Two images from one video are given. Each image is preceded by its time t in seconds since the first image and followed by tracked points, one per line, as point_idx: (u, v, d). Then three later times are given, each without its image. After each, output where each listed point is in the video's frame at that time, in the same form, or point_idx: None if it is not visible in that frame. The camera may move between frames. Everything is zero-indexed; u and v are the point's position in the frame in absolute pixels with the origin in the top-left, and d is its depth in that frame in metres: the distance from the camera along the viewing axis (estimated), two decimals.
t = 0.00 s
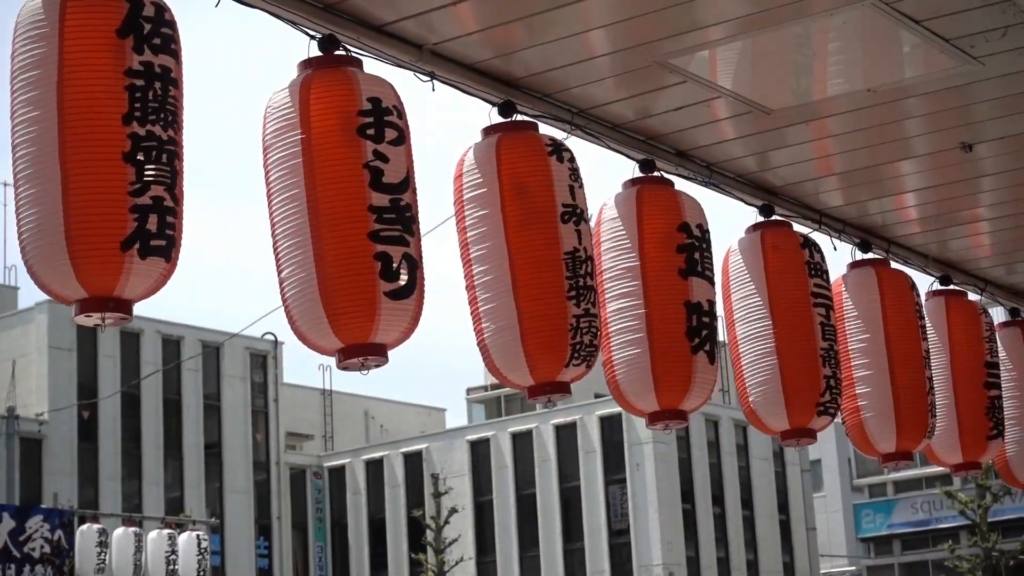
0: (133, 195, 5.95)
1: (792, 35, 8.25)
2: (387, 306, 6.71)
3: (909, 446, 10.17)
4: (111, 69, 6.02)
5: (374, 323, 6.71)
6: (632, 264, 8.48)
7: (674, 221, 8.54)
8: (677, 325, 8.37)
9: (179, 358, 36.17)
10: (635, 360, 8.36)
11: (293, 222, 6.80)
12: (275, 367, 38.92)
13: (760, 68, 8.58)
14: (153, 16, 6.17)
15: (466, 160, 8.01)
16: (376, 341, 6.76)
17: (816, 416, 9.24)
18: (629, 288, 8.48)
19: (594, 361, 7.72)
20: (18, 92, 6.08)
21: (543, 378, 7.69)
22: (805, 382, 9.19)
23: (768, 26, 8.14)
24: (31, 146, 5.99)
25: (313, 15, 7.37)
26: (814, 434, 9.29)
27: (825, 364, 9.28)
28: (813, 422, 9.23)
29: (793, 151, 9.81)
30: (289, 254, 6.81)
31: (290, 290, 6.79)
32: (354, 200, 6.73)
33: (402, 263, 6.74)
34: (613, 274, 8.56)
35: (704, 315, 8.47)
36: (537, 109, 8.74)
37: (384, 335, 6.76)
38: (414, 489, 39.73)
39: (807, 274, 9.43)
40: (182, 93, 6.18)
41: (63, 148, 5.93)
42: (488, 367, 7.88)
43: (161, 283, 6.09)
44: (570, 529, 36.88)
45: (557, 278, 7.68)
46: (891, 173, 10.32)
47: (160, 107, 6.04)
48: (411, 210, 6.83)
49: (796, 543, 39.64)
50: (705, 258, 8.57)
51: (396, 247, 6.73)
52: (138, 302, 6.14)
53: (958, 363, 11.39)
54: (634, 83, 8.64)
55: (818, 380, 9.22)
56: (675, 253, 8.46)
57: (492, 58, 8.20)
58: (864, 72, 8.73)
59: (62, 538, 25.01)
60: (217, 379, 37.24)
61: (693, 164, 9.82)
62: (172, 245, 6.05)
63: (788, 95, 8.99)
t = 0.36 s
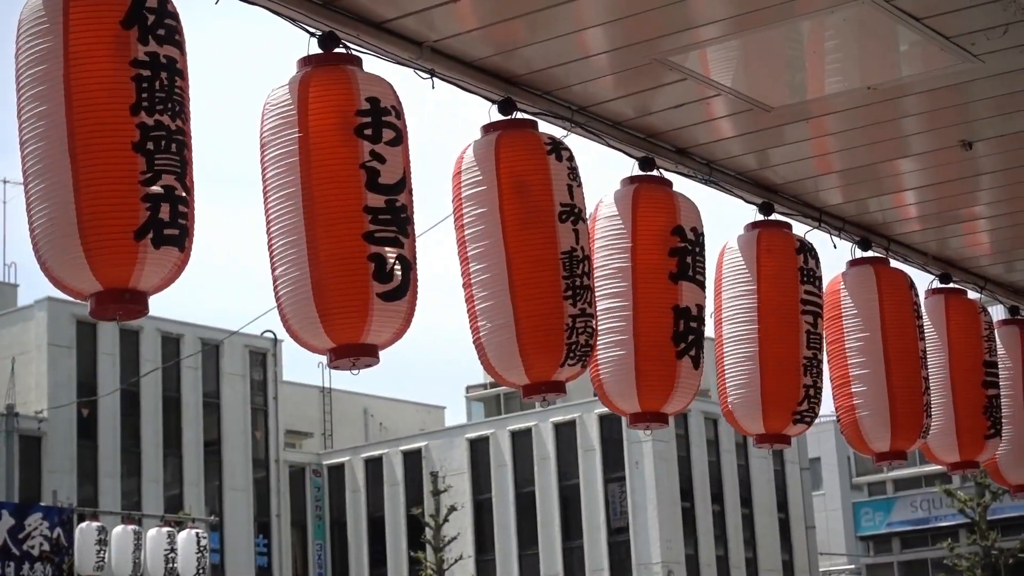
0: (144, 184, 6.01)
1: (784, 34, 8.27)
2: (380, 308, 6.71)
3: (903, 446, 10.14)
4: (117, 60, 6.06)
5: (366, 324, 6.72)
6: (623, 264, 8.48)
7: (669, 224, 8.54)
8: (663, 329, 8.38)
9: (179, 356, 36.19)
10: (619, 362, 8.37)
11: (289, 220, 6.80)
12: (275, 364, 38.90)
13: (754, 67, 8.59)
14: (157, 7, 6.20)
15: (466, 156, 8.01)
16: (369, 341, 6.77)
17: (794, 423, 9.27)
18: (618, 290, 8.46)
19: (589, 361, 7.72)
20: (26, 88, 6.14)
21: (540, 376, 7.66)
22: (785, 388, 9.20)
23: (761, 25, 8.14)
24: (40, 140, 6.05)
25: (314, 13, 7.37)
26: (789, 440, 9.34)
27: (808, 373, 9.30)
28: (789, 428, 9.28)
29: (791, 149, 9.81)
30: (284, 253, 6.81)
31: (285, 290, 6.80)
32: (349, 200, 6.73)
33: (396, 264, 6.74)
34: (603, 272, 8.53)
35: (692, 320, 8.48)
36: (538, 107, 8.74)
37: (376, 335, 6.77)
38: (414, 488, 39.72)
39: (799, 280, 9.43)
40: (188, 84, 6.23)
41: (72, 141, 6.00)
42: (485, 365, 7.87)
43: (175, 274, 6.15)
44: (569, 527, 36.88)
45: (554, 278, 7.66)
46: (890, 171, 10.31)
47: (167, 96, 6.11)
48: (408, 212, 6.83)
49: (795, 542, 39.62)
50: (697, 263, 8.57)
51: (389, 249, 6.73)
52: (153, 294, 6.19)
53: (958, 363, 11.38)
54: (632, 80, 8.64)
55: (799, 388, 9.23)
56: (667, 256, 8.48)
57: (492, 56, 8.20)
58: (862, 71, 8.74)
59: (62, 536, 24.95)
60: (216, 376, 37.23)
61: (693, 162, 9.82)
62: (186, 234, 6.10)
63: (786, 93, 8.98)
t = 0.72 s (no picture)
0: (148, 183, 6.04)
1: (780, 35, 8.30)
2: (370, 314, 6.77)
3: (899, 447, 10.20)
4: (119, 61, 6.10)
5: (356, 329, 6.78)
6: (622, 264, 8.52)
7: (667, 225, 8.57)
8: (662, 330, 8.41)
9: (181, 357, 36.24)
10: (617, 362, 8.39)
11: (284, 222, 6.83)
12: (275, 365, 38.97)
13: (752, 68, 8.62)
14: (158, 7, 6.25)
15: (466, 156, 8.03)
16: (358, 346, 6.83)
17: (777, 427, 9.34)
18: (616, 290, 8.49)
19: (579, 366, 7.79)
20: (29, 91, 6.18)
21: (529, 380, 7.73)
22: (772, 392, 9.25)
23: (756, 26, 8.18)
24: (44, 142, 6.10)
25: (313, 14, 7.40)
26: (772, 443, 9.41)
27: (795, 378, 9.36)
28: (773, 432, 9.34)
29: (790, 149, 9.84)
30: (277, 255, 6.84)
31: (277, 292, 6.84)
32: (344, 205, 6.77)
33: (388, 271, 6.79)
34: (602, 271, 8.57)
35: (690, 322, 8.52)
36: (538, 107, 8.77)
37: (366, 340, 6.83)
38: (416, 488, 39.74)
39: (794, 285, 9.48)
40: (191, 86, 6.26)
41: (76, 142, 6.04)
42: (476, 367, 7.92)
43: (181, 274, 6.18)
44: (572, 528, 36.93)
45: (547, 283, 7.71)
46: (890, 171, 10.34)
47: (171, 97, 6.13)
48: (402, 217, 6.86)
49: (797, 541, 39.67)
50: (697, 263, 8.60)
51: (382, 255, 6.78)
52: (159, 294, 6.23)
53: (959, 362, 11.41)
54: (632, 81, 8.67)
55: (786, 393, 9.30)
56: (666, 258, 8.50)
57: (493, 57, 8.23)
58: (860, 71, 8.77)
59: (65, 538, 24.98)
60: (219, 377, 37.27)
61: (694, 162, 9.84)
62: (191, 235, 6.13)
63: (785, 93, 9.01)
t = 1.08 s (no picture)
0: (144, 185, 6.06)
1: (784, 31, 8.27)
2: (368, 313, 6.75)
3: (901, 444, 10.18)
4: (119, 61, 6.09)
5: (356, 327, 6.76)
6: (631, 260, 8.49)
7: (674, 220, 8.54)
8: (673, 324, 8.37)
9: (184, 354, 36.26)
10: (628, 357, 8.36)
11: (284, 218, 6.82)
12: (280, 362, 38.98)
13: (756, 65, 8.60)
14: (159, 8, 6.21)
15: (469, 153, 8.01)
16: (357, 344, 6.82)
17: (782, 424, 9.32)
18: (625, 285, 8.48)
19: (577, 365, 7.76)
20: (28, 87, 6.18)
21: (524, 379, 7.70)
22: (777, 389, 9.22)
23: (760, 23, 8.16)
24: (42, 139, 6.10)
25: (316, 10, 7.38)
26: (778, 439, 9.38)
27: (801, 374, 9.33)
28: (779, 429, 9.32)
29: (794, 146, 9.82)
30: (277, 252, 6.83)
31: (277, 289, 6.82)
32: (345, 203, 6.74)
33: (388, 270, 6.77)
34: (612, 267, 8.56)
35: (701, 315, 8.48)
36: (542, 104, 8.75)
37: (365, 338, 6.81)
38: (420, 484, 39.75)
39: (799, 281, 9.47)
40: (191, 86, 6.25)
41: (73, 142, 6.05)
42: (474, 366, 7.89)
43: (175, 275, 6.23)
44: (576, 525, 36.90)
45: (547, 282, 7.69)
46: (895, 167, 10.31)
47: (170, 98, 6.13)
48: (403, 217, 6.84)
49: (802, 538, 39.66)
50: (705, 258, 8.57)
51: (383, 253, 6.76)
52: (152, 294, 6.26)
53: (963, 358, 11.38)
54: (636, 77, 8.64)
55: (792, 389, 9.27)
56: (674, 251, 8.47)
57: (497, 53, 8.21)
58: (865, 68, 8.74)
59: (69, 535, 24.98)
60: (222, 373, 37.27)
61: (698, 158, 9.82)
62: (186, 236, 6.17)
63: (789, 89, 8.98)
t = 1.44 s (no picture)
0: (137, 187, 6.07)
1: (792, 26, 8.26)
2: (378, 304, 6.73)
3: (908, 438, 10.18)
4: (118, 61, 6.12)
5: (365, 320, 6.74)
6: (642, 251, 8.50)
7: (683, 210, 8.53)
8: (688, 313, 8.37)
9: (188, 348, 36.26)
10: (646, 349, 8.38)
11: (291, 213, 6.80)
12: (283, 356, 38.98)
13: (762, 60, 8.59)
14: (160, 7, 6.27)
15: (473, 147, 8.01)
16: (368, 336, 6.79)
17: (806, 412, 9.28)
18: (639, 278, 8.48)
19: (581, 360, 7.77)
20: (27, 82, 6.18)
21: (529, 373, 7.70)
22: (796, 378, 9.20)
23: (770, 16, 8.14)
24: (37, 136, 6.09)
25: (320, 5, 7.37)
26: (803, 430, 9.36)
27: (820, 362, 9.31)
28: (803, 419, 9.29)
29: (799, 140, 9.81)
30: (285, 246, 6.81)
31: (285, 283, 6.79)
32: (352, 196, 6.74)
33: (397, 261, 6.77)
34: (623, 261, 8.57)
35: (716, 303, 8.47)
36: (546, 99, 8.74)
37: (375, 331, 6.79)
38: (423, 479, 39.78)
39: (810, 269, 9.43)
40: (189, 87, 6.29)
41: (69, 140, 6.05)
42: (479, 360, 7.88)
43: (164, 275, 6.22)
44: (579, 520, 36.93)
45: (552, 275, 7.69)
46: (899, 162, 10.30)
47: (167, 99, 6.17)
48: (410, 209, 6.84)
49: (804, 533, 39.73)
50: (715, 247, 8.57)
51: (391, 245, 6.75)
52: (141, 293, 6.25)
53: (968, 352, 11.38)
54: (641, 72, 8.63)
55: (813, 377, 9.26)
56: (684, 241, 8.47)
57: (500, 47, 8.20)
58: (869, 62, 8.73)
59: (72, 529, 25.01)
60: (225, 368, 37.34)
61: (702, 153, 9.80)
62: (177, 238, 6.17)
63: (795, 84, 8.97)
